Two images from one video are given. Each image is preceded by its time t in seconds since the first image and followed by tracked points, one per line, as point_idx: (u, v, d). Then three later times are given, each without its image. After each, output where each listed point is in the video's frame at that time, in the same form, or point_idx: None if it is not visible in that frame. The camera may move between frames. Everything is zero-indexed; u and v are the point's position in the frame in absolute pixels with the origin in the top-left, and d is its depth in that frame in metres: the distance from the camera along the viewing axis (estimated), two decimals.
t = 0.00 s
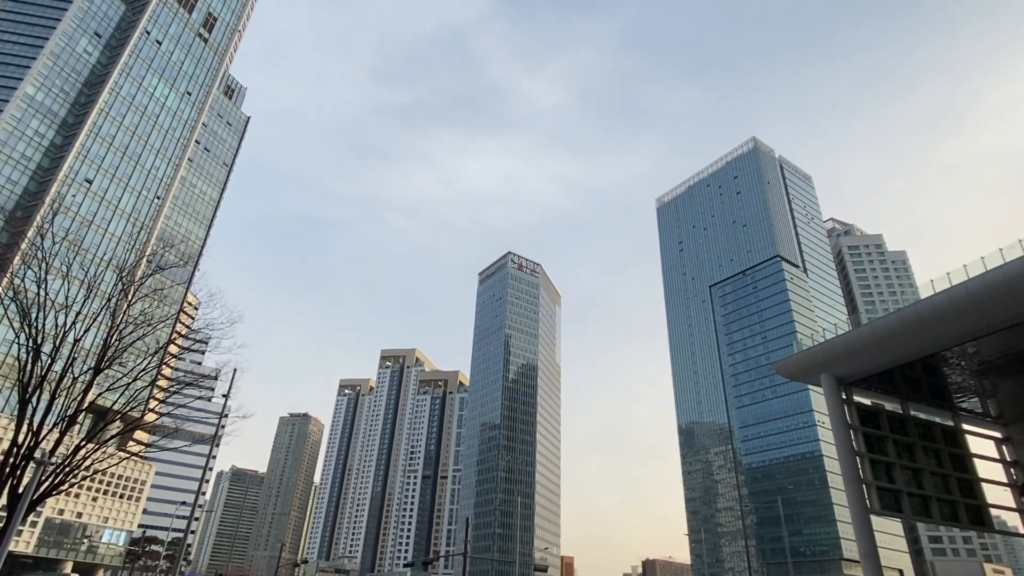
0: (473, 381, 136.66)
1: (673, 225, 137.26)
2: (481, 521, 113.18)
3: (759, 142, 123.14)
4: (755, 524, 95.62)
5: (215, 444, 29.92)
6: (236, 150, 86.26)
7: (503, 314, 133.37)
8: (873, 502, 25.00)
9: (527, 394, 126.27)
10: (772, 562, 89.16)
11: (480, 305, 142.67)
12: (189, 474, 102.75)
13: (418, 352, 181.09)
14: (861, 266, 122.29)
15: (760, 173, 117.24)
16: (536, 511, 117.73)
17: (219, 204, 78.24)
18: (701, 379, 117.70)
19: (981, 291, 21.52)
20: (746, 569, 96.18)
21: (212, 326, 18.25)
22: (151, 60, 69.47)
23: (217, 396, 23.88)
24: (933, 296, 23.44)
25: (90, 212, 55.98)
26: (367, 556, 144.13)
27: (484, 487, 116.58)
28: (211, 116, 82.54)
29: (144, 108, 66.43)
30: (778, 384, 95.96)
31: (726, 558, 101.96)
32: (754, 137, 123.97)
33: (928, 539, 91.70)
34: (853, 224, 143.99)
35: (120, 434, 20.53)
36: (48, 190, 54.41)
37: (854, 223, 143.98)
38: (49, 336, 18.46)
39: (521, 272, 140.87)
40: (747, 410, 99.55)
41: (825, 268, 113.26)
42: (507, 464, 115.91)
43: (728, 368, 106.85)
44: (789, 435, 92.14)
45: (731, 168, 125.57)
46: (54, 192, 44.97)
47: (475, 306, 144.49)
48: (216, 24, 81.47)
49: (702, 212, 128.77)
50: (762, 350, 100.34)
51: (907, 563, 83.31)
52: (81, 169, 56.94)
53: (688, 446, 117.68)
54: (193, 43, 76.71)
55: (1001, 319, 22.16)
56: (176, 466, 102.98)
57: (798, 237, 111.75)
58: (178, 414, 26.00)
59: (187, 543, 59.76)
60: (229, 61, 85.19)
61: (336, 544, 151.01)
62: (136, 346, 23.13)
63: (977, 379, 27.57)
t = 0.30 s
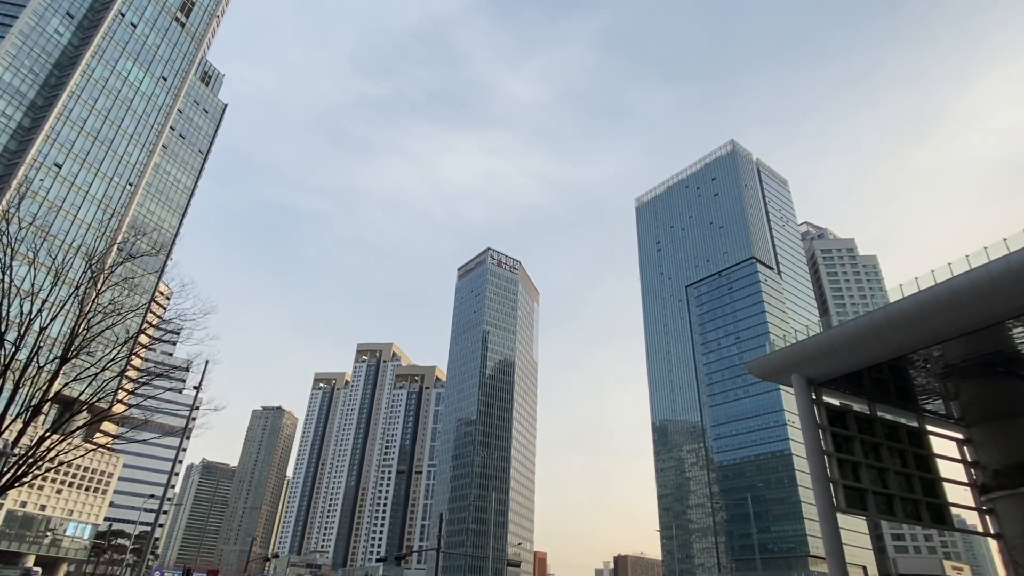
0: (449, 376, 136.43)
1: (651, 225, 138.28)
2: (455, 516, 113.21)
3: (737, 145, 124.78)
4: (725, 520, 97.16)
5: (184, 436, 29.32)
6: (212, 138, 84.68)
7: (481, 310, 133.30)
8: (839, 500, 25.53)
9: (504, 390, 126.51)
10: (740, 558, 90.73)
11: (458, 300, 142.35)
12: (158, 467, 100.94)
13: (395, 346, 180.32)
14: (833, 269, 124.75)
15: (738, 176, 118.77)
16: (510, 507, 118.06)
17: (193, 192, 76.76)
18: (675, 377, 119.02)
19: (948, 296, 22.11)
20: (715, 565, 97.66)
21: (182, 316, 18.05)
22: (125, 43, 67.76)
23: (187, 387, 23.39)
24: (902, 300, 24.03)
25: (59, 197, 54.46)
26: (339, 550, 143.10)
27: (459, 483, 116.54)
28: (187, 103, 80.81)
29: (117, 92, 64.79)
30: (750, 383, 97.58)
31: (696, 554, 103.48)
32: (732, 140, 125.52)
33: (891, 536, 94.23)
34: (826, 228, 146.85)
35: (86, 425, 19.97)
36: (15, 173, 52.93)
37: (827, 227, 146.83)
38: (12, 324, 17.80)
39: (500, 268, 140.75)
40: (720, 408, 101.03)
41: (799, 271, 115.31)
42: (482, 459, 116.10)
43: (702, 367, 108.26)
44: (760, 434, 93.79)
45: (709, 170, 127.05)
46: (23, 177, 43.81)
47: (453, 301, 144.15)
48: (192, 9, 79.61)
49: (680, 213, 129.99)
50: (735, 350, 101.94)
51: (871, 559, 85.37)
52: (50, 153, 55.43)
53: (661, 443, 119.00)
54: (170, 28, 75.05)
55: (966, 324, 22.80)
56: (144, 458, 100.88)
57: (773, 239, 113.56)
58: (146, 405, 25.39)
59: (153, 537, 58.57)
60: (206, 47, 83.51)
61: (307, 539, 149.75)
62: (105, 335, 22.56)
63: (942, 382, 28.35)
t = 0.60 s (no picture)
0: (425, 371, 136.01)
1: (629, 225, 139.15)
2: (428, 511, 113.21)
3: (715, 147, 126.25)
4: (695, 517, 98.65)
5: (153, 427, 28.69)
6: (187, 125, 83.06)
7: (459, 305, 132.98)
8: (806, 498, 26.09)
9: (480, 385, 126.55)
10: (710, 554, 92.24)
11: (436, 295, 141.87)
12: (126, 459, 99.04)
13: (371, 340, 179.14)
14: (806, 272, 127.20)
15: (716, 177, 120.17)
16: (484, 502, 118.30)
17: (167, 179, 75.28)
18: (649, 375, 120.20)
19: (916, 300, 22.68)
20: (685, 561, 99.14)
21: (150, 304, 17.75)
22: (98, 24, 65.91)
23: (157, 378, 22.97)
24: (871, 303, 24.56)
25: (25, 180, 52.84)
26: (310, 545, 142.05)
27: (433, 478, 116.49)
28: (162, 87, 78.97)
29: (88, 74, 63.03)
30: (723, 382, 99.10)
31: (666, 550, 104.93)
32: (711, 142, 126.92)
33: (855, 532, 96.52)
34: (801, 231, 149.59)
35: (50, 415, 19.49)
36: None
37: (801, 230, 149.60)
38: None
39: (479, 264, 140.48)
40: (693, 407, 102.43)
41: (772, 272, 117.29)
42: (457, 455, 116.10)
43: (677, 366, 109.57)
44: (731, 432, 95.40)
45: (687, 171, 128.32)
46: None
47: (431, 296, 143.62)
48: None
49: (658, 213, 130.98)
50: (709, 349, 103.42)
51: (835, 555, 87.47)
52: (16, 134, 53.70)
53: (635, 440, 120.21)
54: (145, 10, 73.28)
55: (931, 328, 23.43)
56: (112, 450, 98.91)
57: (748, 241, 115.30)
58: (113, 395, 24.70)
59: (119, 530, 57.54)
60: (182, 31, 81.80)
61: (278, 533, 148.30)
62: (72, 324, 22.01)
63: (907, 384, 29.08)
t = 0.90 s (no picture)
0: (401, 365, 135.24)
1: (607, 223, 139.86)
2: (401, 506, 112.96)
3: (694, 148, 127.60)
4: (665, 513, 99.98)
5: (119, 418, 27.91)
6: (160, 110, 81.17)
7: (436, 300, 132.50)
8: (773, 495, 26.62)
9: (456, 381, 126.39)
10: (679, 550, 93.60)
11: (413, 289, 141.12)
12: (91, 451, 96.86)
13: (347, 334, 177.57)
14: (778, 274, 129.50)
15: (693, 179, 121.49)
16: (457, 498, 118.27)
17: (138, 165, 73.54)
18: (624, 373, 121.18)
19: (884, 303, 23.28)
20: (655, 556, 100.54)
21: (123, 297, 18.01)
22: (69, 2, 63.80)
23: (125, 368, 22.44)
24: (841, 305, 25.09)
25: None
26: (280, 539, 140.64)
27: (406, 472, 116.16)
28: (135, 71, 77.06)
29: (58, 54, 61.09)
30: (696, 381, 100.47)
31: (637, 546, 106.21)
32: (689, 143, 128.27)
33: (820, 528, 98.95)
34: (775, 234, 152.18)
35: (12, 404, 18.90)
36: None
37: (775, 233, 152.22)
38: None
39: (457, 259, 139.94)
40: (666, 405, 103.71)
41: (746, 274, 119.15)
42: (431, 450, 115.98)
43: (651, 364, 110.80)
44: (702, 430, 96.90)
45: (666, 171, 129.48)
46: None
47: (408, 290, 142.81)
48: None
49: (636, 212, 131.88)
50: (683, 348, 104.75)
51: (800, 551, 89.52)
52: None
53: (608, 437, 121.25)
54: None
55: (898, 331, 24.03)
56: (77, 441, 96.64)
57: (724, 242, 116.93)
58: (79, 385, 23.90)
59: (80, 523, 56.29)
60: (157, 14, 79.83)
61: (248, 527, 146.50)
62: (36, 310, 21.34)
63: (874, 386, 29.83)
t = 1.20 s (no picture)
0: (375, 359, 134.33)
1: (585, 221, 140.39)
2: (372, 500, 112.47)
3: (672, 149, 128.87)
4: (636, 509, 101.14)
5: (84, 408, 27.22)
6: (133, 93, 79.03)
7: (413, 294, 131.87)
8: (741, 493, 27.12)
9: (431, 375, 126.04)
10: (648, 546, 94.84)
11: (390, 282, 140.19)
12: (53, 441, 94.46)
13: (321, 326, 175.69)
14: (751, 275, 131.70)
15: (671, 179, 122.81)
16: (430, 492, 117.97)
17: (109, 148, 71.44)
18: (598, 371, 122.02)
19: (852, 306, 23.82)
20: (624, 551, 101.72)
21: (88, 283, 17.57)
22: None
23: (90, 357, 21.92)
24: (811, 306, 25.60)
25: None
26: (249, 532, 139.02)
27: (379, 466, 115.63)
28: (107, 52, 75.08)
29: (26, 32, 59.19)
30: (668, 379, 101.76)
31: (607, 541, 107.36)
32: (668, 144, 129.50)
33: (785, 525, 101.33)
34: (749, 236, 154.65)
35: None
36: None
37: (749, 235, 154.67)
38: None
39: (435, 253, 139.29)
40: (638, 402, 104.85)
41: (720, 274, 120.97)
42: (404, 444, 115.58)
43: (625, 362, 111.86)
44: (674, 427, 98.30)
45: (644, 171, 130.57)
46: None
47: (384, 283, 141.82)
48: None
49: (614, 211, 132.68)
50: (656, 347, 105.97)
51: (766, 548, 91.47)
52: None
53: (581, 433, 122.11)
54: None
55: (864, 334, 24.63)
56: (40, 431, 94.11)
57: (698, 243, 118.47)
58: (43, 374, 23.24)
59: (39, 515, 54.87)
60: None
61: (216, 520, 144.42)
62: None
63: (840, 386, 30.56)
